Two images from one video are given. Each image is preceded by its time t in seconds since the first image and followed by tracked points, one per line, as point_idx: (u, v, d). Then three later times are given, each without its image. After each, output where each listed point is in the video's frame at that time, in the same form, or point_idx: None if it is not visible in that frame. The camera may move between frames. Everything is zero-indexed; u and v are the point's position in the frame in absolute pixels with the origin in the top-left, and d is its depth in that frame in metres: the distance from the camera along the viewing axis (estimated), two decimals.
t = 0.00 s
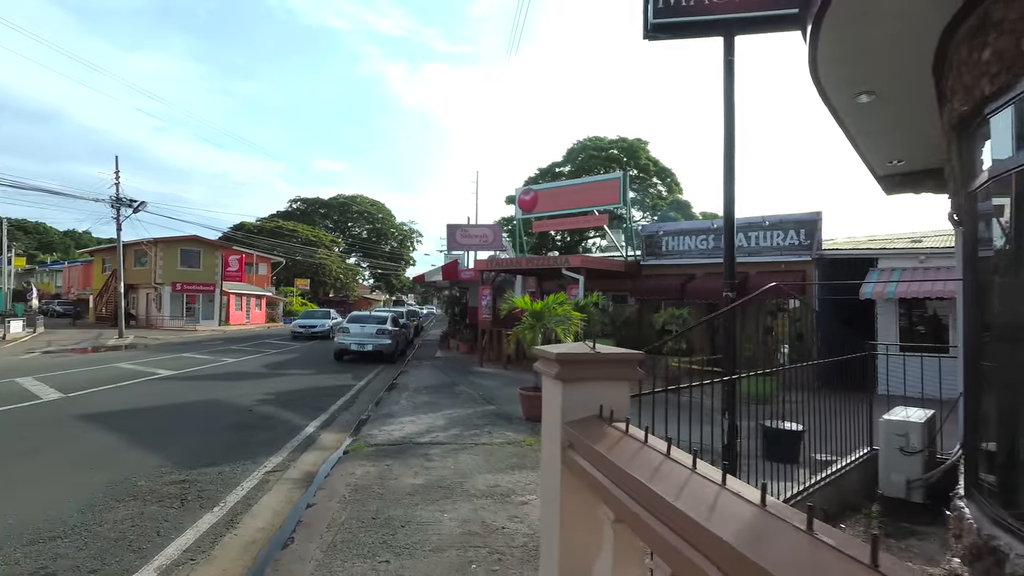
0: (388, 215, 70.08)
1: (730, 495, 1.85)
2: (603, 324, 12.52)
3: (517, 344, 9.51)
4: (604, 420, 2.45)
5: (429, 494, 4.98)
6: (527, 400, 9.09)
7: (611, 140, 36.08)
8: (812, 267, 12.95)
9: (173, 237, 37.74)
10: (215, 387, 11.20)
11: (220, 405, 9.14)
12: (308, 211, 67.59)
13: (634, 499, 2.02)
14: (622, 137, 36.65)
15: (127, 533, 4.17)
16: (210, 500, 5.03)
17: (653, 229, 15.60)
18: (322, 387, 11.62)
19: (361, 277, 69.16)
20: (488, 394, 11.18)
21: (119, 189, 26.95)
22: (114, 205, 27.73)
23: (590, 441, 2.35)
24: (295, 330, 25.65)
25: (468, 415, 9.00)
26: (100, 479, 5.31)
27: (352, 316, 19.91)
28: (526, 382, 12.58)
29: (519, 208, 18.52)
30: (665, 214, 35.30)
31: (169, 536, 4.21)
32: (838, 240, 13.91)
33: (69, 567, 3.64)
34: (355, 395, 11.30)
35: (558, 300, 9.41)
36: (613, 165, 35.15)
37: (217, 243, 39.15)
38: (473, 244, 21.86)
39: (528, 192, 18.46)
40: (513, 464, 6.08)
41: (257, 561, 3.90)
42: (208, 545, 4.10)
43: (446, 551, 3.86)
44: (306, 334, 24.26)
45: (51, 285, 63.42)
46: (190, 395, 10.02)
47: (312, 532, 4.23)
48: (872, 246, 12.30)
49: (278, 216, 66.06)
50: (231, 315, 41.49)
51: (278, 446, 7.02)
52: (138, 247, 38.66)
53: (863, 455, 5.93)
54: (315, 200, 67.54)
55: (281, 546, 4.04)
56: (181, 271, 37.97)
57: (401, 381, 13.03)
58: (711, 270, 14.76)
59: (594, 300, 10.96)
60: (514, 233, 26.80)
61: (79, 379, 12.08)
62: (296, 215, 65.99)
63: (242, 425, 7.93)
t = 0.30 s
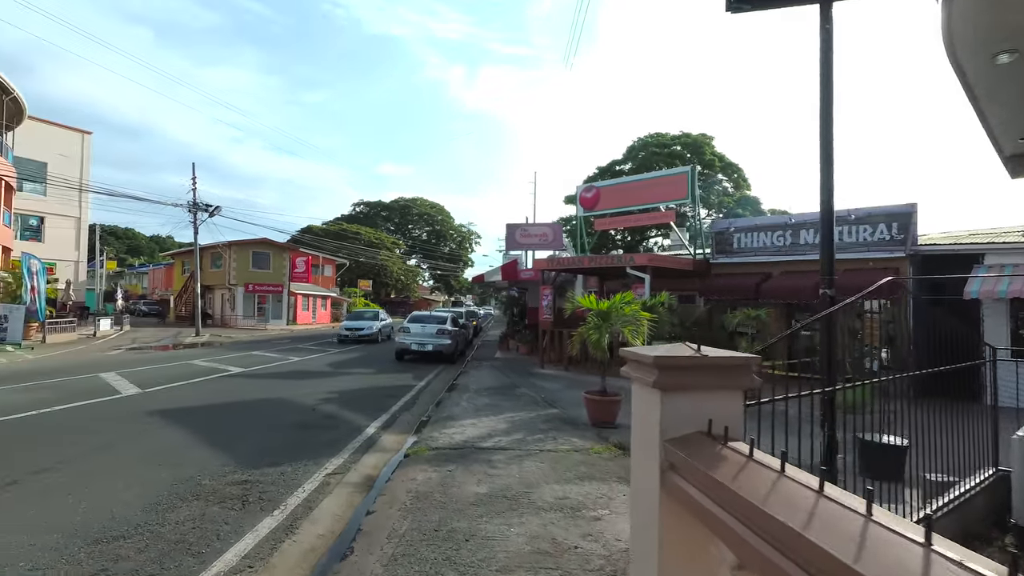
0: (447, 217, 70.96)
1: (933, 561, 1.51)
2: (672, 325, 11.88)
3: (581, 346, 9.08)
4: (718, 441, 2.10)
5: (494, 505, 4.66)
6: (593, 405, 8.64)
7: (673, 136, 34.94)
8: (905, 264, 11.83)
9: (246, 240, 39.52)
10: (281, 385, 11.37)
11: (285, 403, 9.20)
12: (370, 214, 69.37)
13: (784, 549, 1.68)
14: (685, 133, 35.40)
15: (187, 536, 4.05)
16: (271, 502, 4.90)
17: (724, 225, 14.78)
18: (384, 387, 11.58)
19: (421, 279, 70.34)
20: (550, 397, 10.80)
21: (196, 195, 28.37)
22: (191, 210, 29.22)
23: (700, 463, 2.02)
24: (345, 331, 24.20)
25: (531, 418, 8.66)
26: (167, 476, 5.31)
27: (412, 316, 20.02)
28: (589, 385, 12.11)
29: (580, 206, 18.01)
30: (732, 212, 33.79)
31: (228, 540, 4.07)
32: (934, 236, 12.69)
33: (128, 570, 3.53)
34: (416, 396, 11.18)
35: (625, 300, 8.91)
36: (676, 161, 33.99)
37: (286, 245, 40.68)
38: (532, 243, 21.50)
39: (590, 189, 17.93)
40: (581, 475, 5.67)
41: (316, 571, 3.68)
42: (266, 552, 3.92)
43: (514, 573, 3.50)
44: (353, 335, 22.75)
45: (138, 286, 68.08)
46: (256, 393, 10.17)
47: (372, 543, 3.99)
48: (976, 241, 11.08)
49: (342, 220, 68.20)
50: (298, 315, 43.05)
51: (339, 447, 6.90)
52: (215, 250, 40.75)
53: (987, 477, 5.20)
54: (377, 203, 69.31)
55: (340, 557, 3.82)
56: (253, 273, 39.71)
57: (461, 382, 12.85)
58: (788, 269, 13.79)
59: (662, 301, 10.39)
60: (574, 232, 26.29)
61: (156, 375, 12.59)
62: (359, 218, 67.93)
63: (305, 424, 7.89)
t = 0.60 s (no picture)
0: (491, 218, 71.02)
1: None
2: (728, 330, 11.21)
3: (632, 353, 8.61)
4: (836, 497, 1.88)
5: (544, 530, 4.29)
6: (646, 414, 8.14)
7: (723, 132, 33.71)
8: (991, 265, 10.77)
9: (296, 243, 40.49)
10: (326, 388, 11.34)
11: (328, 408, 9.10)
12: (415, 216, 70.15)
13: None
14: (736, 128, 34.09)
15: (220, 556, 3.85)
16: (309, 519, 4.68)
17: (783, 222, 13.94)
18: (427, 391, 11.38)
19: (465, 279, 70.65)
20: (599, 404, 10.33)
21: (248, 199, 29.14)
22: (244, 214, 30.02)
23: (813, 514, 1.79)
24: (369, 336, 21.63)
25: (579, 428, 8.25)
26: (206, 486, 5.18)
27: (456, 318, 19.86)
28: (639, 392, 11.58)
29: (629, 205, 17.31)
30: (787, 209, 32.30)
31: (262, 561, 3.84)
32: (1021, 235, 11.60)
33: None
34: (460, 401, 10.93)
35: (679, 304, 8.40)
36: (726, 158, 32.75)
37: (334, 247, 41.47)
38: (578, 243, 20.96)
39: (638, 188, 17.24)
40: (637, 496, 5.24)
41: None
42: None
43: None
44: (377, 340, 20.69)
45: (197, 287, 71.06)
46: (301, 396, 10.12)
47: (412, 570, 3.68)
48: None
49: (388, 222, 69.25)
50: (345, 315, 43.82)
51: (381, 455, 6.67)
52: (266, 252, 41.93)
53: None
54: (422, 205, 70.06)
55: None
56: (302, 275, 40.64)
57: (506, 386, 12.54)
58: (853, 270, 12.84)
59: (719, 304, 9.78)
60: (620, 231, 25.58)
61: (208, 376, 12.82)
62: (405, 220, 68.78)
63: (346, 431, 7.71)
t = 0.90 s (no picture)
0: (524, 218, 70.68)
1: None
2: (776, 330, 10.51)
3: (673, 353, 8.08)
4: (984, 542, 1.48)
5: (581, 546, 3.89)
6: (689, 419, 7.62)
7: (764, 126, 32.57)
8: None
9: (331, 243, 40.97)
10: (356, 387, 11.17)
11: (357, 407, 8.88)
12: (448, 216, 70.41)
13: None
14: (778, 122, 32.87)
15: (232, 567, 3.59)
16: (329, 526, 4.39)
17: (835, 215, 12.96)
18: (459, 391, 11.08)
19: (499, 279, 70.54)
20: (637, 407, 9.83)
21: (285, 198, 29.52)
22: (280, 214, 30.44)
23: (953, 553, 1.44)
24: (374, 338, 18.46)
25: (617, 432, 7.80)
26: (225, 489, 4.97)
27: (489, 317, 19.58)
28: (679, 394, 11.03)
29: (667, 199, 16.62)
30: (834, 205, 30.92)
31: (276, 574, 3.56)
32: None
33: None
34: (493, 401, 10.59)
35: (725, 301, 7.82)
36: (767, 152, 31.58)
37: (368, 247, 41.82)
38: (614, 241, 20.39)
39: (678, 181, 16.54)
40: (683, 509, 4.78)
41: None
42: None
43: None
44: (382, 344, 18.03)
45: (238, 288, 73.02)
46: (330, 395, 9.95)
47: None
48: None
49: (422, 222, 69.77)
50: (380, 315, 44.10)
51: (409, 458, 6.37)
52: (303, 253, 42.60)
53: None
54: (455, 205, 70.32)
55: None
56: (338, 274, 41.11)
57: (539, 387, 12.14)
58: (913, 265, 11.87)
59: (768, 300, 9.16)
60: (657, 228, 24.84)
61: (241, 374, 12.84)
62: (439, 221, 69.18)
63: (374, 431, 7.45)
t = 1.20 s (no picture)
0: (551, 217, 70.13)
1: None
2: (820, 333, 9.84)
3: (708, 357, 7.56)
4: None
5: None
6: (727, 428, 7.12)
7: (799, 120, 31.46)
8: None
9: (358, 243, 41.15)
10: (378, 390, 10.92)
11: (378, 412, 8.58)
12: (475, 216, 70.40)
13: None
14: (813, 116, 31.73)
15: None
16: (339, 546, 4.07)
17: (882, 209, 12.07)
18: (483, 394, 10.74)
19: (525, 279, 70.17)
20: (670, 413, 9.33)
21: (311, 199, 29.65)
22: (307, 214, 30.60)
23: None
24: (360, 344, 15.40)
25: (649, 441, 7.34)
26: (232, 501, 4.70)
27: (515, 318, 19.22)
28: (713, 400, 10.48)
29: (699, 194, 15.93)
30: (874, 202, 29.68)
31: None
32: None
33: None
34: (518, 406, 10.19)
35: (765, 301, 7.27)
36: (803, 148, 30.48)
37: (395, 247, 41.91)
38: (643, 239, 19.80)
39: (710, 176, 15.85)
40: (727, 534, 4.32)
41: None
42: None
43: None
44: (370, 351, 14.95)
45: (268, 288, 74.19)
46: (351, 398, 9.70)
47: None
48: None
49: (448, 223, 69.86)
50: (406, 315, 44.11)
51: (429, 468, 6.02)
52: (331, 253, 42.93)
53: None
54: (481, 205, 70.22)
55: None
56: (365, 274, 41.28)
57: (567, 390, 11.71)
58: (968, 263, 11.09)
59: (811, 300, 8.54)
60: (688, 227, 24.12)
61: (266, 374, 12.76)
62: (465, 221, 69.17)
63: (394, 438, 7.13)
